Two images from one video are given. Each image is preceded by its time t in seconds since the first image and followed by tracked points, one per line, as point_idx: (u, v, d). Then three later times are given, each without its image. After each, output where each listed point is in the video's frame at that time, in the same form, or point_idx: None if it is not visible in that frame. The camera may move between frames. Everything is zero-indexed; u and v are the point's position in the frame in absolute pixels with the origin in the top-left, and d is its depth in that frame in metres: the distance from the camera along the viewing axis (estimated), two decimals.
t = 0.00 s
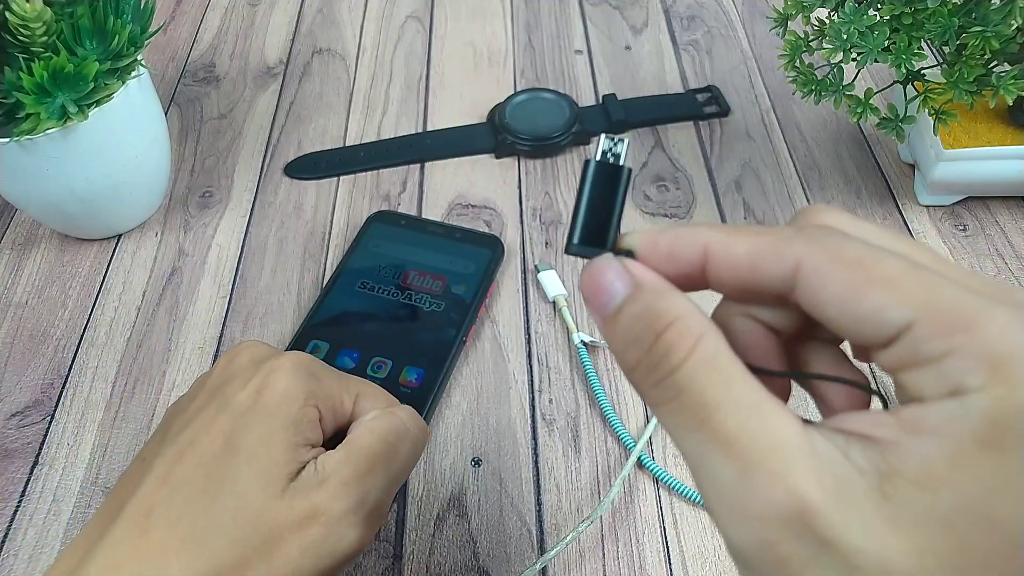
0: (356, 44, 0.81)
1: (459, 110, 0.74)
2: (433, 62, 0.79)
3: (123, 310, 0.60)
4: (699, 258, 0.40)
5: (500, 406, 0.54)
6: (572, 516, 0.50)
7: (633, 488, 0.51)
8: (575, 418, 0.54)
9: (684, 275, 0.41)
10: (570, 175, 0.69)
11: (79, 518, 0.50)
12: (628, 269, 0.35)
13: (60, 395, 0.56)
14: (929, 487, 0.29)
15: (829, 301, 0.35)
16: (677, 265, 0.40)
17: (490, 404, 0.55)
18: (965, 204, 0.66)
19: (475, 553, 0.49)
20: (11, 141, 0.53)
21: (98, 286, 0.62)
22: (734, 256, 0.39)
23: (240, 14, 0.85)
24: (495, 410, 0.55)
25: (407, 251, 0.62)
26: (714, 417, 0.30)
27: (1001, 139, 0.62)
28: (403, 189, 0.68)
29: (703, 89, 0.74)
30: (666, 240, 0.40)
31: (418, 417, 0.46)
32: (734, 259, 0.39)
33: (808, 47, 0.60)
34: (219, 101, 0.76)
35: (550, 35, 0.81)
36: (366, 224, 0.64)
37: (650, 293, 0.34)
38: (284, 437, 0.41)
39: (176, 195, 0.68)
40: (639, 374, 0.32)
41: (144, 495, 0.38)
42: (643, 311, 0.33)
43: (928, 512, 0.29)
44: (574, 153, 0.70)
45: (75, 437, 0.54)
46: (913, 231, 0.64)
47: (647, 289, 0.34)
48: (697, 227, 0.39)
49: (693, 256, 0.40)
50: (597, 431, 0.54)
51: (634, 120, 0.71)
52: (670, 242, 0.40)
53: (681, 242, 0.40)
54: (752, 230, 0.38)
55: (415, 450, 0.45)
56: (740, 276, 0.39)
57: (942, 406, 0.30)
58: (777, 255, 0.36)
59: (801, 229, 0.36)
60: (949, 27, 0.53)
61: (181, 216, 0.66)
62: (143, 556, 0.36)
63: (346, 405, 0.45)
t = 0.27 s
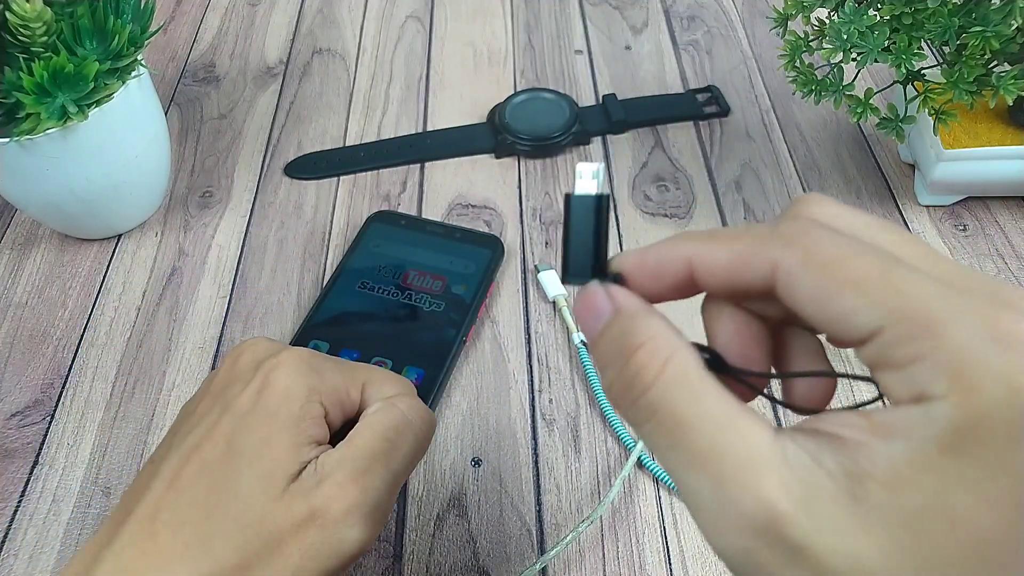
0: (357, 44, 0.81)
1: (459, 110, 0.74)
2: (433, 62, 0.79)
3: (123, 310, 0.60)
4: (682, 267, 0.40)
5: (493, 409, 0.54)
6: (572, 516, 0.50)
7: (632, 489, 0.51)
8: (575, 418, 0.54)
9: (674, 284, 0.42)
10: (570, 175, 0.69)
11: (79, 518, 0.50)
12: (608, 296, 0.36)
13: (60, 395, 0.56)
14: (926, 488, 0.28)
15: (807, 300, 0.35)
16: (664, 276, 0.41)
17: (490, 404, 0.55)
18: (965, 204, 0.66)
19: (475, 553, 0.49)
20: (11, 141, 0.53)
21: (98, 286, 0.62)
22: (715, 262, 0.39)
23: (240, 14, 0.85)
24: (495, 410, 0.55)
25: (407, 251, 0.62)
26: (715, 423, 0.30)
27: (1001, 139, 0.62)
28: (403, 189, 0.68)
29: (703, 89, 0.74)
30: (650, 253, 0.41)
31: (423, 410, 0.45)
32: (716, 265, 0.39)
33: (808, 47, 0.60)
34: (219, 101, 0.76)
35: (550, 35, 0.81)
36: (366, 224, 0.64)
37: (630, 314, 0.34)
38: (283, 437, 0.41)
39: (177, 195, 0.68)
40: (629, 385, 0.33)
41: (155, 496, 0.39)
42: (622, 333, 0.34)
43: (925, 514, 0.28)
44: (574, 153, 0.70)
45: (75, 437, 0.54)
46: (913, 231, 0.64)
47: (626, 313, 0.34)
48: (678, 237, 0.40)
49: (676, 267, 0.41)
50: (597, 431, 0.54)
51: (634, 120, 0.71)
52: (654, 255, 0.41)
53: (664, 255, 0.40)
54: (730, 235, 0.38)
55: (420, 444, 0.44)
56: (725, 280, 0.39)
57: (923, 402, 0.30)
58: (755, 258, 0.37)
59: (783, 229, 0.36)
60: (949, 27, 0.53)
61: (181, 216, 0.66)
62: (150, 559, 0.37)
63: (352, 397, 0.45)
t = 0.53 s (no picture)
0: (357, 44, 0.81)
1: (459, 110, 0.74)
2: (433, 62, 0.79)
3: (123, 310, 0.60)
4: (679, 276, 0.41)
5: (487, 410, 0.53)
6: (572, 516, 0.50)
7: (633, 488, 0.51)
8: (575, 418, 0.54)
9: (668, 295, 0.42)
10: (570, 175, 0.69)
11: (79, 518, 0.50)
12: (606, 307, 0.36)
13: (60, 395, 0.56)
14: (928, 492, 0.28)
15: (794, 304, 0.35)
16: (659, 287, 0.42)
17: (490, 404, 0.55)
18: (965, 204, 0.66)
19: (475, 553, 0.49)
20: (11, 141, 0.53)
21: (98, 286, 0.62)
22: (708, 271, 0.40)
23: (240, 14, 0.85)
24: (495, 410, 0.55)
25: (407, 251, 0.62)
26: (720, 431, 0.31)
27: (1001, 139, 0.62)
28: (403, 189, 0.68)
29: (703, 89, 0.74)
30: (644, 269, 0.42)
31: (433, 406, 0.44)
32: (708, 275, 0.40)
33: (808, 47, 0.60)
34: (219, 101, 0.76)
35: (550, 35, 0.81)
36: (366, 224, 0.64)
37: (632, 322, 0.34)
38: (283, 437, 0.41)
39: (177, 195, 0.68)
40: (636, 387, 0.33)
41: (162, 500, 0.39)
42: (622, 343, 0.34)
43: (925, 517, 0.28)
44: (574, 153, 0.70)
45: (75, 437, 0.54)
46: (913, 231, 0.64)
47: (626, 319, 0.34)
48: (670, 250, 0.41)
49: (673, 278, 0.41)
50: (597, 431, 0.54)
51: (634, 120, 0.71)
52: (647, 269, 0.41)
53: (658, 267, 0.41)
54: (721, 243, 0.39)
55: (430, 441, 0.43)
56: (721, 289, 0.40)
57: (907, 396, 0.29)
58: (745, 265, 0.37)
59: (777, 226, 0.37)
60: (949, 27, 0.53)
61: (181, 216, 0.66)
62: (158, 560, 0.37)
63: (361, 393, 0.45)
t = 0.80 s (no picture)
0: (357, 44, 0.81)
1: (459, 110, 0.74)
2: (433, 62, 0.79)
3: (123, 310, 0.60)
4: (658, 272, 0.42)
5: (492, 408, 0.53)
6: (572, 516, 0.50)
7: (632, 489, 0.51)
8: (575, 418, 0.54)
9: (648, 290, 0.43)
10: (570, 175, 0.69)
11: (79, 518, 0.50)
12: (608, 288, 0.35)
13: (60, 395, 0.56)
14: (928, 502, 0.31)
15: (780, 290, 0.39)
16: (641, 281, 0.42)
17: (490, 404, 0.55)
18: (965, 204, 0.66)
19: (475, 553, 0.49)
20: (11, 141, 0.53)
21: (98, 286, 0.62)
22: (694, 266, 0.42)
23: (240, 14, 0.85)
24: (495, 410, 0.55)
25: (406, 251, 0.62)
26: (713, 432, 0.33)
27: (1000, 139, 0.62)
28: (403, 189, 0.68)
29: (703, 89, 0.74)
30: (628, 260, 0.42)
31: (441, 407, 0.44)
32: (693, 268, 0.42)
33: (808, 47, 0.60)
34: (219, 101, 0.76)
35: (550, 35, 0.81)
36: (366, 224, 0.64)
37: (634, 304, 0.34)
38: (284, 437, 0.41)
39: (176, 195, 0.68)
40: (641, 384, 0.34)
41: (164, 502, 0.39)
42: (625, 327, 0.34)
43: (930, 527, 0.31)
44: (574, 153, 0.70)
45: (75, 437, 0.54)
46: (913, 231, 0.64)
47: (634, 296, 0.35)
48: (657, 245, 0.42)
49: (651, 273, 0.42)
50: (597, 431, 0.54)
51: (634, 120, 0.71)
52: (632, 261, 0.42)
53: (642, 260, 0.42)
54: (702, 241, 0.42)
55: (439, 442, 0.43)
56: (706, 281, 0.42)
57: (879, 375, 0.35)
58: (729, 259, 0.40)
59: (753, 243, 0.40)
60: (949, 27, 0.53)
61: (181, 216, 0.66)
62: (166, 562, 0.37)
63: (368, 393, 0.46)
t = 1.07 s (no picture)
0: (356, 44, 0.81)
1: (459, 110, 0.74)
2: (433, 62, 0.79)
3: (123, 310, 0.60)
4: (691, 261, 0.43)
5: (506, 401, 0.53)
6: (572, 516, 0.50)
7: (633, 489, 0.51)
8: (575, 418, 0.54)
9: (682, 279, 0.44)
10: (570, 175, 0.69)
11: (79, 518, 0.50)
12: (638, 275, 0.35)
13: (60, 395, 0.56)
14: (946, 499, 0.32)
15: (809, 279, 0.40)
16: (676, 271, 0.44)
17: (490, 404, 0.55)
18: (965, 204, 0.66)
19: (475, 553, 0.49)
20: (11, 142, 0.53)
21: (98, 286, 0.62)
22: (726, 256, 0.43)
23: (240, 14, 0.85)
24: (495, 411, 0.55)
25: (406, 251, 0.62)
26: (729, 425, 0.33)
27: (1001, 139, 0.62)
28: (403, 189, 0.68)
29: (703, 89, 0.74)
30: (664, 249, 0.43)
31: (450, 403, 0.43)
32: (725, 259, 0.43)
33: (808, 47, 0.60)
34: (219, 101, 0.76)
35: (550, 35, 0.81)
36: (366, 224, 0.64)
37: (665, 291, 0.34)
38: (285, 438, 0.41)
39: (176, 195, 0.68)
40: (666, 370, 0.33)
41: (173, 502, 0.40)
42: (652, 314, 0.33)
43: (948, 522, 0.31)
44: (574, 153, 0.70)
45: (75, 437, 0.54)
46: (913, 231, 0.64)
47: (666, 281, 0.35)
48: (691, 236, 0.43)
49: (686, 261, 0.43)
50: (597, 431, 0.54)
51: (634, 120, 0.71)
52: (668, 251, 0.43)
53: (677, 250, 0.43)
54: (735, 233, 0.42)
55: (445, 439, 0.42)
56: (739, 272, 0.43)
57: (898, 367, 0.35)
58: (761, 249, 0.41)
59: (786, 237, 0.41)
60: (950, 27, 0.53)
61: (181, 216, 0.66)
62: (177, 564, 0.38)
63: (377, 390, 0.45)
